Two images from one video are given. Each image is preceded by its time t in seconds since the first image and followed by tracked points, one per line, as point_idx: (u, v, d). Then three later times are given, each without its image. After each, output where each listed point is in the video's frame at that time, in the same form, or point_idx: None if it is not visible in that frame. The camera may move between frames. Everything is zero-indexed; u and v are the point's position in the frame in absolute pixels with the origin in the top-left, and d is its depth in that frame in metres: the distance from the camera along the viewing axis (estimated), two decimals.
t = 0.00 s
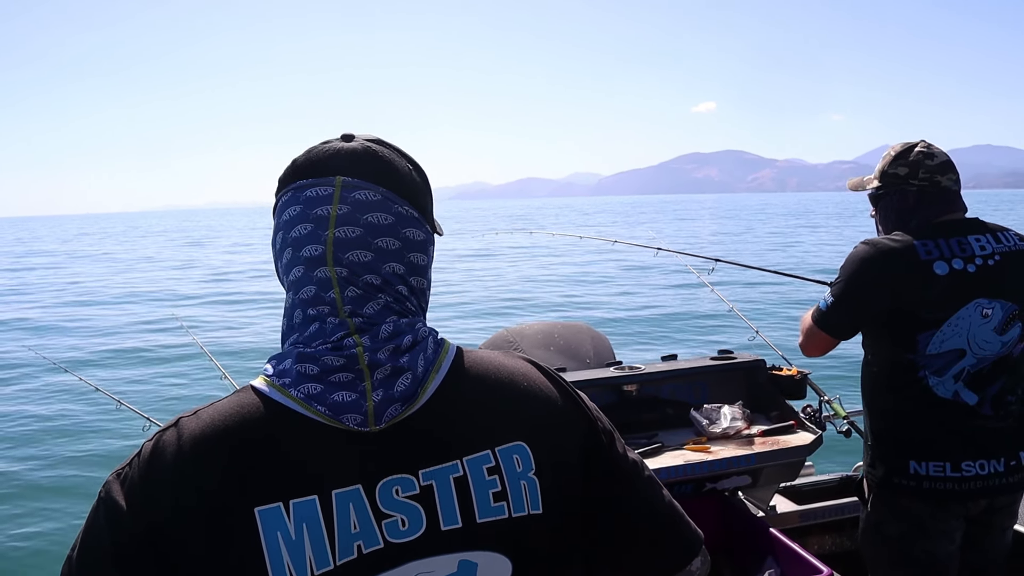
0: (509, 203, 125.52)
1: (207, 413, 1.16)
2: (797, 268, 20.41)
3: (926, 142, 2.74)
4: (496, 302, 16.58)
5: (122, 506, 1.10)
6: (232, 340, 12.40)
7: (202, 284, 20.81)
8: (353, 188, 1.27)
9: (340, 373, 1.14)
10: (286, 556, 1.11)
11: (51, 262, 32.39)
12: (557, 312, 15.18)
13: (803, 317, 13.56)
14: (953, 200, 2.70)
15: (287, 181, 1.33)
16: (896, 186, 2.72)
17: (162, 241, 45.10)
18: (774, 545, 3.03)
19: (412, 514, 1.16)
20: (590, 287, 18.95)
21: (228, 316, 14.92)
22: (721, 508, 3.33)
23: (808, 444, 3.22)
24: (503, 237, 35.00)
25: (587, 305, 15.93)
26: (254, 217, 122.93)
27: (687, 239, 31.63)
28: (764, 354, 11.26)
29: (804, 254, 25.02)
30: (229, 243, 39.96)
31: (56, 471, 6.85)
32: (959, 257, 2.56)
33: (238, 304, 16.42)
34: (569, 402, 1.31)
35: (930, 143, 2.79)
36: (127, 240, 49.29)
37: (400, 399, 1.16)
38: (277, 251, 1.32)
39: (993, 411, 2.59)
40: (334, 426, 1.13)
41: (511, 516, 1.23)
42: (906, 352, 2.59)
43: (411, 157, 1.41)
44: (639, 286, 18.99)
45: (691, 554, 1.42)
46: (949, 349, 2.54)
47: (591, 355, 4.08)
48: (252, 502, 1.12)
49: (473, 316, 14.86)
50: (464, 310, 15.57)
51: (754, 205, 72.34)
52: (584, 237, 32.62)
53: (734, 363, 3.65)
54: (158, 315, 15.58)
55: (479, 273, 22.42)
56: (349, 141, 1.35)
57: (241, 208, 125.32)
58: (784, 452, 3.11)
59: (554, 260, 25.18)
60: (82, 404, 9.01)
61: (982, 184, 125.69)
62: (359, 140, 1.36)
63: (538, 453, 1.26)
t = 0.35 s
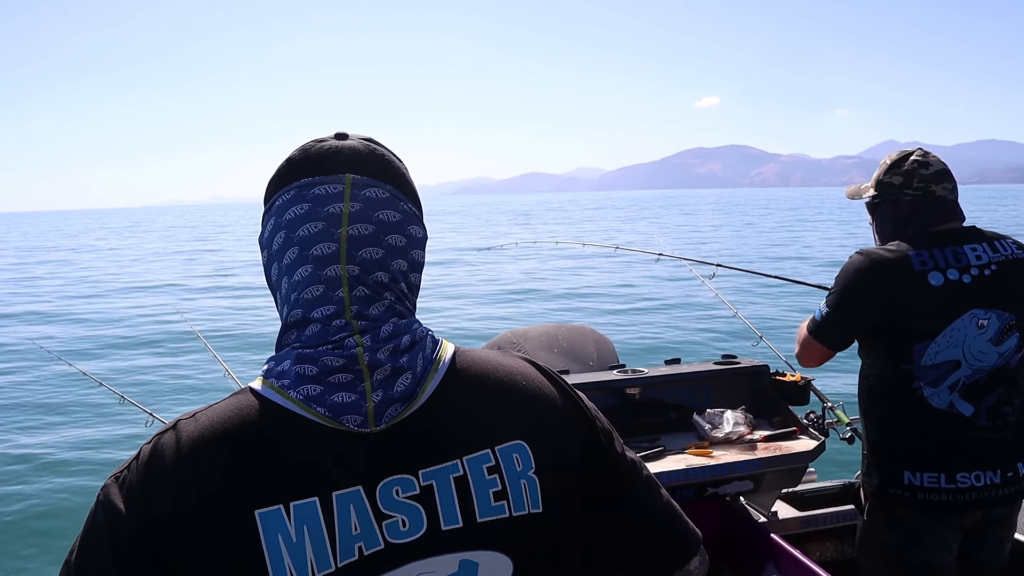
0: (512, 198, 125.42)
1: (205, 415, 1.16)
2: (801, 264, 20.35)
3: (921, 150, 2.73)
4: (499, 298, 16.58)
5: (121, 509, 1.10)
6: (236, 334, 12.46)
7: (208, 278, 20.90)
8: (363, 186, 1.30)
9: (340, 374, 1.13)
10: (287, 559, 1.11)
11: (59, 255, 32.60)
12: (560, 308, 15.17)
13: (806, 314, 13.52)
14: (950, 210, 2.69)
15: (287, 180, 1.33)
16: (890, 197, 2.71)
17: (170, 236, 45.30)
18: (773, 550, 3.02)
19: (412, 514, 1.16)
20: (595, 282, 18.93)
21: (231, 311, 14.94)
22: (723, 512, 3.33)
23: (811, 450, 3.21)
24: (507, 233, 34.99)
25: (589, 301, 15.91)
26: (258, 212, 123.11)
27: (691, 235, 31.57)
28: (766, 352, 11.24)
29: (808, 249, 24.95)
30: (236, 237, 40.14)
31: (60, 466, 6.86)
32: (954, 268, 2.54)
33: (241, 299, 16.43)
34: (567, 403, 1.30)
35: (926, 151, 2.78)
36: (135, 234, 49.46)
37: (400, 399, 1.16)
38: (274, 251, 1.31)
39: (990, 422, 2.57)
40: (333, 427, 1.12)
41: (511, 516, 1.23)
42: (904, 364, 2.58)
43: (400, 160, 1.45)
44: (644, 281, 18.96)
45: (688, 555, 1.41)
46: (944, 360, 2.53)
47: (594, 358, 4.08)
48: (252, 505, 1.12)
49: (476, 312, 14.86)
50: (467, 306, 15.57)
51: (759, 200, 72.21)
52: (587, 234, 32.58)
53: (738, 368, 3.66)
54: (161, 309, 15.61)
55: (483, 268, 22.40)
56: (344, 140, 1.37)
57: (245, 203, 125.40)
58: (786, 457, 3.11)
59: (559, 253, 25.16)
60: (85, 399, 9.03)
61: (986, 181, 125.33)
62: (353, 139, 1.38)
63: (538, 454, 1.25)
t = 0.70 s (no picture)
0: (511, 201, 125.52)
1: (207, 410, 1.17)
2: (802, 265, 20.33)
3: (918, 149, 2.74)
4: (500, 301, 16.59)
5: (125, 503, 1.10)
6: (238, 338, 12.49)
7: (209, 283, 20.95)
8: (361, 184, 1.29)
9: (341, 369, 1.14)
10: (290, 551, 1.12)
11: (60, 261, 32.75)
12: (561, 310, 15.19)
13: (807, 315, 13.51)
14: (948, 208, 2.70)
15: (283, 179, 1.32)
16: (886, 195, 2.73)
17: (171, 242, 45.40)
18: (776, 549, 2.99)
19: (413, 506, 1.17)
20: (595, 283, 18.95)
21: (233, 315, 14.96)
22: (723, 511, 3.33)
23: (812, 449, 3.21)
24: (508, 236, 35.00)
25: (590, 303, 15.92)
26: (258, 217, 123.30)
27: (692, 236, 31.57)
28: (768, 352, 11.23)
29: (808, 250, 24.93)
30: (237, 243, 40.28)
31: (62, 468, 6.88)
32: (951, 266, 2.55)
33: (243, 304, 16.45)
34: (563, 397, 1.31)
35: (924, 150, 2.79)
36: (136, 240, 49.59)
37: (400, 393, 1.17)
38: (272, 249, 1.31)
39: (989, 420, 2.57)
40: (334, 421, 1.13)
41: (510, 507, 1.23)
42: (900, 363, 2.58)
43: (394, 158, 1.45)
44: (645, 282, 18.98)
45: (685, 545, 1.42)
46: (943, 359, 2.53)
47: (597, 357, 4.09)
48: (255, 497, 1.13)
49: (477, 314, 14.87)
50: (468, 308, 15.58)
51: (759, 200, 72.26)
52: (588, 237, 32.59)
53: (740, 367, 3.66)
54: (163, 314, 15.62)
55: (484, 271, 22.41)
56: (340, 139, 1.37)
57: (245, 208, 125.56)
58: (788, 457, 3.11)
59: (560, 254, 25.19)
60: (87, 401, 9.05)
61: (985, 179, 125.35)
62: (349, 137, 1.38)
63: (537, 445, 1.26)
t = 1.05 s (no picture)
0: (505, 206, 125.62)
1: (214, 401, 1.20)
2: (796, 270, 20.41)
3: (920, 143, 2.76)
4: (495, 305, 16.60)
5: (133, 491, 1.13)
6: (234, 341, 12.47)
7: (205, 287, 20.93)
8: (367, 183, 1.32)
9: (347, 361, 1.17)
10: (296, 538, 1.14)
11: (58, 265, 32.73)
12: (556, 313, 15.21)
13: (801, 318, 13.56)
14: (948, 201, 2.72)
15: (289, 177, 1.34)
16: (886, 187, 2.76)
17: (167, 248, 45.38)
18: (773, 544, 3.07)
19: (419, 496, 1.19)
20: (591, 286, 18.93)
21: (228, 318, 14.93)
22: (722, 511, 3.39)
23: (809, 443, 3.23)
24: (503, 241, 35.03)
25: (585, 307, 15.95)
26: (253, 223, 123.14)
27: (686, 242, 31.66)
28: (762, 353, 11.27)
29: (802, 255, 25.03)
30: (233, 249, 40.25)
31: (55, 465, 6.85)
32: (951, 257, 2.56)
33: (237, 307, 16.42)
34: (563, 393, 1.35)
35: (928, 144, 2.81)
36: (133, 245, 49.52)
37: (405, 386, 1.20)
38: (278, 247, 1.34)
39: (987, 411, 2.61)
40: (342, 411, 1.16)
41: (512, 498, 1.26)
42: (898, 352, 2.58)
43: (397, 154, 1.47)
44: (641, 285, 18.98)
45: (682, 539, 1.45)
46: (941, 348, 2.55)
47: (592, 354, 4.13)
48: (263, 485, 1.15)
49: (472, 318, 14.88)
50: (463, 313, 15.59)
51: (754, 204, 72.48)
52: (582, 242, 32.65)
53: (735, 363, 3.67)
54: (157, 317, 15.58)
55: (479, 276, 22.41)
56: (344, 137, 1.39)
57: (239, 215, 125.40)
58: (785, 451, 3.12)
59: (556, 257, 25.19)
60: (80, 399, 9.01)
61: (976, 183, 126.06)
62: (353, 136, 1.40)
63: (538, 438, 1.29)
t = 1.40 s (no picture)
0: (500, 208, 125.65)
1: (220, 399, 1.15)
2: (791, 271, 20.42)
3: (929, 137, 2.69)
4: (489, 306, 16.55)
5: (136, 489, 1.09)
6: (228, 346, 12.40)
7: (199, 290, 20.84)
8: (375, 183, 1.28)
9: (353, 362, 1.14)
10: (299, 539, 1.10)
11: (51, 268, 32.58)
12: (551, 315, 15.16)
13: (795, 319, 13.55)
14: (953, 195, 2.64)
15: (296, 178, 1.30)
16: (892, 181, 2.70)
17: (159, 248, 45.18)
18: (769, 540, 2.95)
19: (424, 499, 1.15)
20: (586, 287, 18.87)
21: (221, 321, 14.84)
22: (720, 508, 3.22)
23: (805, 440, 3.20)
24: (498, 243, 34.98)
25: (579, 309, 15.91)
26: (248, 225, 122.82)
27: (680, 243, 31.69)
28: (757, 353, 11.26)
29: (796, 257, 25.08)
30: (226, 250, 40.08)
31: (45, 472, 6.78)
32: (956, 251, 2.50)
33: (230, 311, 16.32)
34: (570, 397, 1.31)
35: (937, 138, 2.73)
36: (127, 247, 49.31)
37: (411, 387, 1.16)
38: (285, 248, 1.30)
39: (991, 405, 2.54)
40: (349, 413, 1.13)
41: (518, 501, 1.22)
42: (903, 343, 2.52)
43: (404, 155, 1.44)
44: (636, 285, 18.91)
45: (685, 542, 1.42)
46: (946, 341, 2.49)
47: (588, 354, 4.08)
48: (266, 484, 1.11)
49: (466, 320, 14.83)
50: (457, 315, 15.54)
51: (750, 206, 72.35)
52: (577, 243, 32.63)
53: (730, 360, 3.63)
54: (149, 321, 15.48)
55: (473, 276, 22.35)
56: (351, 138, 1.35)
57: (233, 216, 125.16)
58: (781, 448, 3.10)
59: (551, 258, 25.11)
60: (71, 407, 8.94)
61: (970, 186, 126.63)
62: (359, 138, 1.36)
63: (545, 442, 1.25)
